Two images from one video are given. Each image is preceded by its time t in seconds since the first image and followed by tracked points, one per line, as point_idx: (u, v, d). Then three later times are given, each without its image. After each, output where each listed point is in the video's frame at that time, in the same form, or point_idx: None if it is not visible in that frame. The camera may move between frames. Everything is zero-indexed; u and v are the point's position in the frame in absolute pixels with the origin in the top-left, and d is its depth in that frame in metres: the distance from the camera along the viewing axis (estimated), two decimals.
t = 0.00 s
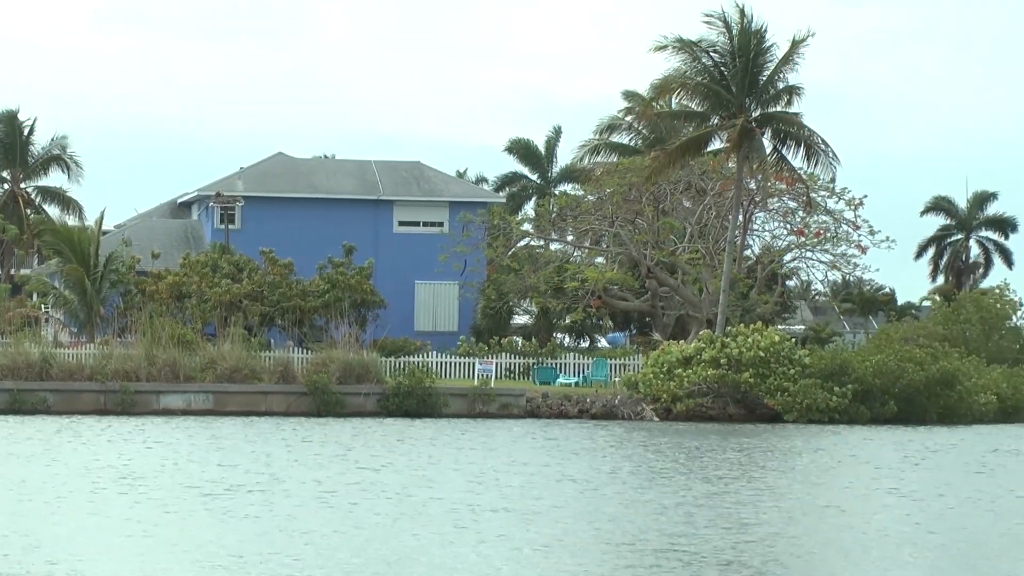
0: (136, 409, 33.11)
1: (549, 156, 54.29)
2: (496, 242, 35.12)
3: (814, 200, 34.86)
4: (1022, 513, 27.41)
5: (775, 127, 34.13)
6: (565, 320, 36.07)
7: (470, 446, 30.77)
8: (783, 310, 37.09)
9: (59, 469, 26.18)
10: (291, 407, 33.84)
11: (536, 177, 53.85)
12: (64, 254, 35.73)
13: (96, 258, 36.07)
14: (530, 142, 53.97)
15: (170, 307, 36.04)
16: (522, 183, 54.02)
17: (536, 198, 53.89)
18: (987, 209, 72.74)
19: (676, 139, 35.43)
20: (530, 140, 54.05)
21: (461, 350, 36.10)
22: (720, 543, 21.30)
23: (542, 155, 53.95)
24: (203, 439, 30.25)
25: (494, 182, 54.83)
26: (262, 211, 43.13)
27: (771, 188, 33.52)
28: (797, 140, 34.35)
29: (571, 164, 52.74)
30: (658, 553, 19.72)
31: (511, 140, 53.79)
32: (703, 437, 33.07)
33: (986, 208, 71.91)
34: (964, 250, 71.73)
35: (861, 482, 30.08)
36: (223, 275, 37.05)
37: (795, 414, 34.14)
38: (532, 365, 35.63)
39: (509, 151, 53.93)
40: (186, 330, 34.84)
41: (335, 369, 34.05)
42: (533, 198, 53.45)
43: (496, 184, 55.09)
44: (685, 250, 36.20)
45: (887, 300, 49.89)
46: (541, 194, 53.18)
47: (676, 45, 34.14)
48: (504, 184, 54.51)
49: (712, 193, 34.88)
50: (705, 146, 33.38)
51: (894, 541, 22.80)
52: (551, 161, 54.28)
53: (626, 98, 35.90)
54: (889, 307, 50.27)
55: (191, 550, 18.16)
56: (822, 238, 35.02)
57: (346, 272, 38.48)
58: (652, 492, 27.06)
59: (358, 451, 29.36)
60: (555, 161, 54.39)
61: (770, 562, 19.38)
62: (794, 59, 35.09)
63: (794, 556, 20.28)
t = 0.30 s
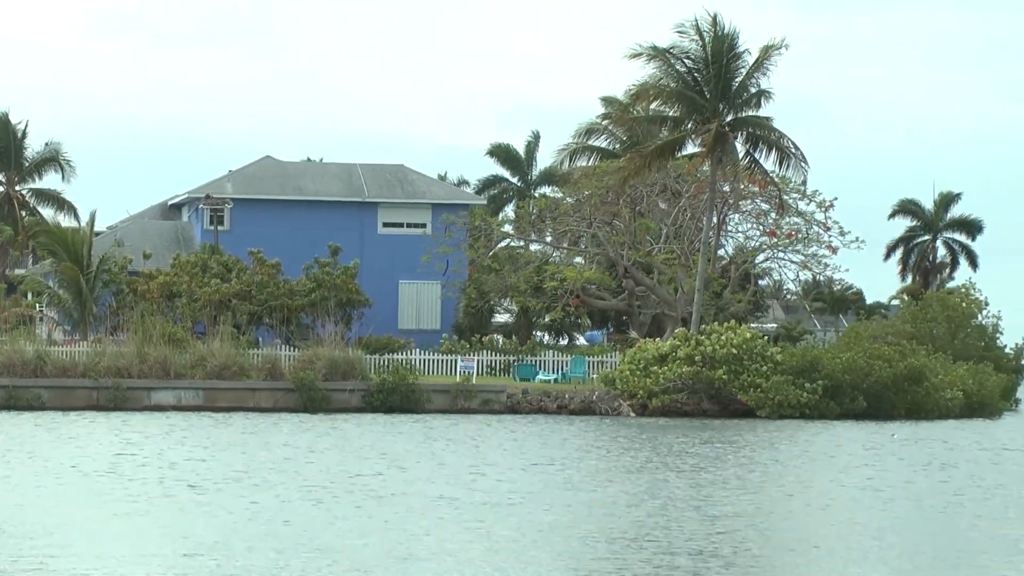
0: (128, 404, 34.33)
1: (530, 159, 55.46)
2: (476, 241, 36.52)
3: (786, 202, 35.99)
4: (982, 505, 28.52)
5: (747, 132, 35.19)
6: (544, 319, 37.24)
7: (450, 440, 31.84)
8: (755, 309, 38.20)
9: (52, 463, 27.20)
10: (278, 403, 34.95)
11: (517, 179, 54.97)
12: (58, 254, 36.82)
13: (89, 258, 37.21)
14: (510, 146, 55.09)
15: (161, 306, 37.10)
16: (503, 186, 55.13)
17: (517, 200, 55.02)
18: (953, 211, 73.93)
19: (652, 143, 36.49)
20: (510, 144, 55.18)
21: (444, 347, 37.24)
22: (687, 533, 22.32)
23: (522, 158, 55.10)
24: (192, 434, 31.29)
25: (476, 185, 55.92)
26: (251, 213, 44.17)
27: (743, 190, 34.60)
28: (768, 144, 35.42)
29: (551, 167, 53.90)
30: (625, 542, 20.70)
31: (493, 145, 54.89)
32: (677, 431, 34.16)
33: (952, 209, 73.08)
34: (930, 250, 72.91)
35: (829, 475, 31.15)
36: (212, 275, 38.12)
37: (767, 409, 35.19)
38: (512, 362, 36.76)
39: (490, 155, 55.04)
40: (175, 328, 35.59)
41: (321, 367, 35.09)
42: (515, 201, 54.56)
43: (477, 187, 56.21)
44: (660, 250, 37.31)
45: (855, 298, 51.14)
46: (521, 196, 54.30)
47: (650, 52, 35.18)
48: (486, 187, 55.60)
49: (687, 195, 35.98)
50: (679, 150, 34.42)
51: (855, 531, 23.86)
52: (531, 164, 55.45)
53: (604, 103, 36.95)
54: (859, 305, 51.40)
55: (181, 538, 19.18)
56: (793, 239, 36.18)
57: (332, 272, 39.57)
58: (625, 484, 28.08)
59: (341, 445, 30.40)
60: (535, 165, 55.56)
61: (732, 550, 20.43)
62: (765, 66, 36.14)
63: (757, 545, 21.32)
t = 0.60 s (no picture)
0: (120, 400, 35.32)
1: (510, 163, 56.71)
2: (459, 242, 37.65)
3: (759, 204, 37.20)
4: (946, 496, 29.67)
5: (721, 136, 36.30)
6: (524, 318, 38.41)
7: (433, 435, 32.93)
8: (729, 308, 39.35)
9: (46, 458, 28.21)
10: (266, 400, 36.04)
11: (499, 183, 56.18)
12: (53, 256, 38.03)
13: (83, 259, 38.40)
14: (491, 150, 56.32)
15: (152, 306, 38.15)
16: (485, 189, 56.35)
17: (498, 203, 56.24)
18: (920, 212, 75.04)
19: (629, 147, 37.60)
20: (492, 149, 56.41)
21: (428, 345, 38.39)
22: (656, 523, 23.37)
23: (503, 163, 56.33)
24: (183, 429, 32.34)
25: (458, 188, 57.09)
26: (240, 215, 45.24)
27: (718, 192, 35.73)
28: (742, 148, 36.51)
29: (531, 170, 55.17)
30: (595, 532, 21.73)
31: (475, 149, 56.09)
32: (653, 426, 35.26)
33: (918, 211, 74.18)
34: (897, 251, 74.05)
35: (799, 468, 32.24)
36: (202, 275, 39.22)
37: (741, 405, 36.26)
38: (494, 359, 37.90)
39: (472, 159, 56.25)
40: (165, 326, 36.63)
41: (309, 364, 36.19)
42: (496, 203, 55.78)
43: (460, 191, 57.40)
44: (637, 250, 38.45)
45: (827, 297, 52.38)
46: (503, 199, 55.50)
47: (626, 59, 36.30)
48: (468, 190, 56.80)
49: (664, 197, 37.18)
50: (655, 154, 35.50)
51: (820, 521, 24.96)
52: (512, 168, 56.69)
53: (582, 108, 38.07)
54: (830, 305, 52.47)
55: (174, 528, 20.21)
56: (766, 240, 37.42)
57: (319, 272, 40.67)
58: (596, 477, 29.16)
59: (326, 440, 31.47)
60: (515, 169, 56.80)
61: (697, 539, 21.48)
62: (739, 71, 37.24)
63: (722, 534, 22.40)
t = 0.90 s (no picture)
0: (113, 396, 36.42)
1: (492, 166, 57.95)
2: (442, 243, 38.82)
3: (733, 205, 38.45)
4: (910, 488, 30.83)
5: (696, 140, 37.46)
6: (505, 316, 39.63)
7: (416, 429, 34.05)
8: (704, 307, 40.57)
9: (41, 452, 29.28)
10: (255, 395, 37.14)
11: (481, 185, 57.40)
12: (48, 257, 39.20)
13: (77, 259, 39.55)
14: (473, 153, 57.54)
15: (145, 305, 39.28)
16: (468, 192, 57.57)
17: (480, 205, 57.48)
18: (888, 212, 76.20)
19: (606, 151, 38.77)
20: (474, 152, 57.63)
21: (412, 342, 39.62)
22: (626, 513, 24.46)
23: (485, 166, 57.55)
24: (173, 425, 33.45)
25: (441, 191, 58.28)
26: (230, 217, 46.39)
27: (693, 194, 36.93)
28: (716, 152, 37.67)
29: (512, 173, 56.43)
30: (566, 520, 22.80)
31: (458, 153, 57.30)
32: (629, 421, 36.40)
33: (886, 211, 75.34)
34: (867, 251, 75.19)
35: (770, 461, 33.38)
36: (193, 275, 40.35)
37: (716, 401, 37.38)
38: (476, 356, 39.10)
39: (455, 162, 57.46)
40: (158, 324, 37.81)
41: (296, 361, 37.31)
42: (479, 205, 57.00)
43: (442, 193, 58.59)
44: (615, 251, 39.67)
45: (800, 297, 53.66)
46: (485, 201, 56.72)
47: (604, 66, 37.46)
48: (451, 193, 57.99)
49: (641, 199, 38.42)
50: (632, 157, 36.64)
51: (785, 510, 26.06)
52: (493, 171, 57.94)
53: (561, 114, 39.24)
54: (802, 303, 53.62)
55: (165, 518, 21.33)
56: (739, 241, 38.72)
57: (306, 272, 41.82)
58: (572, 470, 30.27)
59: (312, 434, 32.58)
60: (497, 171, 58.04)
61: (663, 527, 22.56)
62: (715, 79, 38.38)
63: (689, 522, 23.48)
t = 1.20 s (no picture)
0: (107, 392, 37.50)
1: (475, 169, 59.17)
2: (427, 243, 40.01)
3: (709, 207, 39.69)
4: (877, 480, 32.02)
5: (674, 144, 38.63)
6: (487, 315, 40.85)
7: (400, 424, 35.19)
8: (680, 306, 41.80)
9: (38, 447, 30.34)
10: (245, 392, 38.27)
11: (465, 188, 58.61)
12: (44, 257, 40.20)
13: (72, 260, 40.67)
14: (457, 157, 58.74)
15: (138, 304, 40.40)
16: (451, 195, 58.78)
17: (463, 207, 58.69)
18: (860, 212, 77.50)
19: (586, 155, 39.97)
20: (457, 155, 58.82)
21: (398, 340, 40.84)
22: (600, 502, 25.55)
23: (468, 169, 58.76)
24: (166, 420, 34.56)
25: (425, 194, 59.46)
26: (221, 218, 47.54)
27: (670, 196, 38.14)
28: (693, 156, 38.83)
29: (494, 176, 57.65)
30: (541, 509, 23.89)
31: (442, 157, 58.47)
32: (608, 416, 37.57)
33: (857, 211, 76.70)
34: (838, 252, 76.54)
35: (743, 454, 34.52)
36: (185, 275, 41.49)
37: (692, 397, 38.47)
38: (460, 354, 40.34)
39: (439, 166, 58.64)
40: (151, 322, 38.96)
41: (286, 358, 38.46)
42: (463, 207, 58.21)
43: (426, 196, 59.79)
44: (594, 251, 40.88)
45: (772, 297, 54.98)
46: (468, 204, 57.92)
47: (585, 72, 38.63)
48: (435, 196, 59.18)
49: (620, 201, 39.66)
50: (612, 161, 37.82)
51: (754, 499, 27.17)
52: (476, 174, 59.16)
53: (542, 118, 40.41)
54: (774, 303, 54.94)
55: (159, 508, 22.38)
56: (715, 242, 39.98)
57: (295, 272, 42.99)
58: (551, 463, 31.39)
59: (299, 429, 33.70)
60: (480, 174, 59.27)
61: (635, 515, 23.65)
62: (692, 86, 39.60)
63: (660, 510, 24.57)
